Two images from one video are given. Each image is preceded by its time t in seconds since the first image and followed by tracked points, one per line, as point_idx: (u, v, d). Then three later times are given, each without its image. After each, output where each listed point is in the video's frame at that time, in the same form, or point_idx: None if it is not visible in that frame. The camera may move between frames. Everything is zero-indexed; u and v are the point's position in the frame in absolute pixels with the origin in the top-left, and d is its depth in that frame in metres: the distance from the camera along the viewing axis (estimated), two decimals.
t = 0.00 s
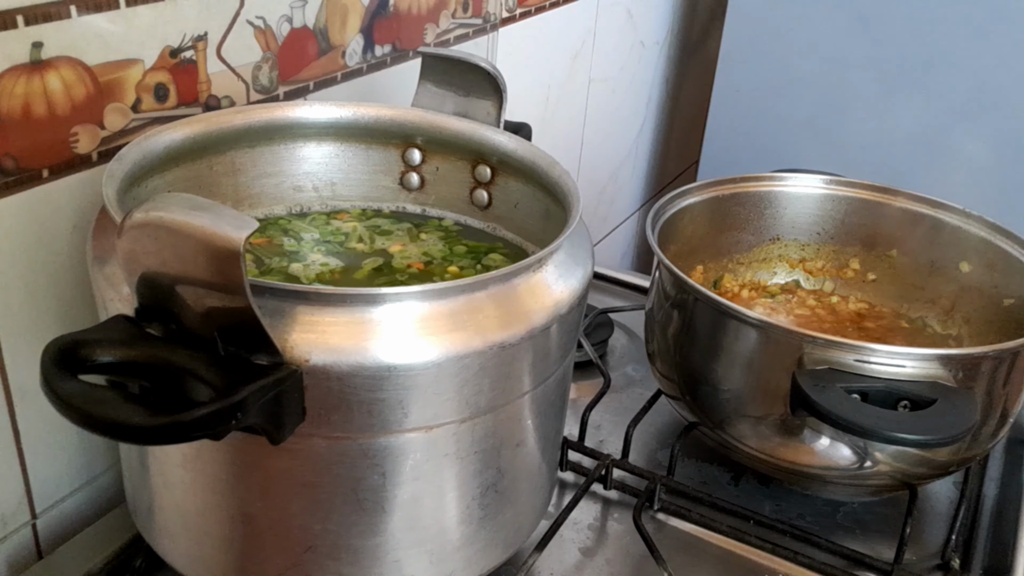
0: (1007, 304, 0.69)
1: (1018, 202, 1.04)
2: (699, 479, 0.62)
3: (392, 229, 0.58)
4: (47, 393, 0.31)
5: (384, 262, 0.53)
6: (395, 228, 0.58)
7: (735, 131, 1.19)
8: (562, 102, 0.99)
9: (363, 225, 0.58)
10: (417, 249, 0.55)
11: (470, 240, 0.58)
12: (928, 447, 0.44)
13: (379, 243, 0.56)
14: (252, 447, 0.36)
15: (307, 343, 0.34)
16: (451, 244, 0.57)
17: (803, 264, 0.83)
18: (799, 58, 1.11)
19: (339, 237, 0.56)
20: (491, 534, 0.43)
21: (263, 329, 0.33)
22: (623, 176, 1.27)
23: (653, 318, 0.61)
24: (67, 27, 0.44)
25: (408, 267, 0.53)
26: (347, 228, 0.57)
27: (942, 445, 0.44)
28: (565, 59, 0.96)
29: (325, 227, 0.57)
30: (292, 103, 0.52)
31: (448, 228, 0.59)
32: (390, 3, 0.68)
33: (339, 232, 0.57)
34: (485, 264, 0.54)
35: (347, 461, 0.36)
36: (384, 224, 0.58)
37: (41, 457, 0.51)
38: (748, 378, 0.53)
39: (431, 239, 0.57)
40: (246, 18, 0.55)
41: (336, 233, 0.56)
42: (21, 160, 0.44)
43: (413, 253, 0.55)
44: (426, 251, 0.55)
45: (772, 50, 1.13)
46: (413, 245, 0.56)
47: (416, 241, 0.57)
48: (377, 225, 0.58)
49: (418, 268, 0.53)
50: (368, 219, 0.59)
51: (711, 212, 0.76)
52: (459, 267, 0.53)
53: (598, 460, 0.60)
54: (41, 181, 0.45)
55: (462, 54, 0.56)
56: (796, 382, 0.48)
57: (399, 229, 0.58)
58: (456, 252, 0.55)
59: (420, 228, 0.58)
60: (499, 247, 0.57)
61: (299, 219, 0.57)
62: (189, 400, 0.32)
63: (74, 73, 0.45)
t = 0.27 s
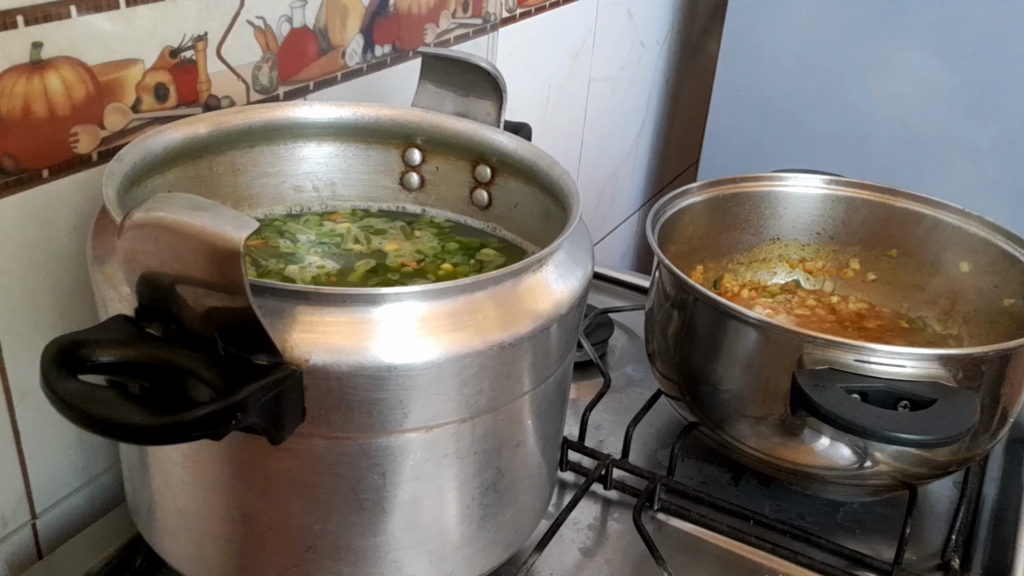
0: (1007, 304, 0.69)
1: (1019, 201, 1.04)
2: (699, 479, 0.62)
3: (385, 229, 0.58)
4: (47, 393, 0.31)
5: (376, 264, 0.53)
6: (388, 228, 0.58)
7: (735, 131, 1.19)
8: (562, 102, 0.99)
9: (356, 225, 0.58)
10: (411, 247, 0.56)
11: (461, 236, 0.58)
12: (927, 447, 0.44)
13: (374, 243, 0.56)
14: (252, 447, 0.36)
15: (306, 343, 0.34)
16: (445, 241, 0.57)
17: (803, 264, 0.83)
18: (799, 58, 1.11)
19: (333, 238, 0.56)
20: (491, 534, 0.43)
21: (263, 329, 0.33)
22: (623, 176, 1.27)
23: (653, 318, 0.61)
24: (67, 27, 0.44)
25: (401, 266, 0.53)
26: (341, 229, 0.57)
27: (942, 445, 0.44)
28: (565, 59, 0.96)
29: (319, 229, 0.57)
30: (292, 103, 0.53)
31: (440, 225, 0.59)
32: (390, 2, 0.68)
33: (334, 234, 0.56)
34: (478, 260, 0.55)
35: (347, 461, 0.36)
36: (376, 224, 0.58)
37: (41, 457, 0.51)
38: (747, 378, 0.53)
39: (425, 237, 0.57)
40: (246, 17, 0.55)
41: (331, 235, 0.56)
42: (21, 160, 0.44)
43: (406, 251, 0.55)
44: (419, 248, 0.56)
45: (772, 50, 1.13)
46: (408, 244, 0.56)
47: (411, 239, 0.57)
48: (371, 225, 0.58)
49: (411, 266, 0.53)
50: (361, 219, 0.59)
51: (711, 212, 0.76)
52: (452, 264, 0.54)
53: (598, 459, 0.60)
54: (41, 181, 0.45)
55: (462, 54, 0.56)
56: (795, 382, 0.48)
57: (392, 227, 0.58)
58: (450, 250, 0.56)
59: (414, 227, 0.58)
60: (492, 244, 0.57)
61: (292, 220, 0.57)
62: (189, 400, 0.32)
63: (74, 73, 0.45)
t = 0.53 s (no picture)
0: (1007, 304, 0.69)
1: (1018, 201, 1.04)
2: (699, 479, 0.62)
3: (379, 228, 0.58)
4: (47, 393, 0.31)
5: (370, 264, 0.53)
6: (383, 227, 0.58)
7: (735, 131, 1.19)
8: (562, 102, 0.99)
9: (349, 225, 0.58)
10: (405, 245, 0.56)
11: (454, 233, 0.59)
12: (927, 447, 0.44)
13: (369, 242, 0.56)
14: (252, 448, 0.36)
15: (306, 343, 0.34)
16: (438, 239, 0.57)
17: (803, 264, 0.83)
18: (799, 58, 1.11)
19: (329, 238, 0.56)
20: (491, 534, 0.43)
21: (263, 329, 0.33)
22: (623, 176, 1.27)
23: (654, 318, 0.61)
24: (67, 27, 0.44)
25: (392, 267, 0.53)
26: (335, 230, 0.57)
27: (942, 445, 0.44)
28: (565, 59, 0.96)
29: (313, 229, 0.57)
30: (292, 103, 0.52)
31: (434, 223, 0.60)
32: (390, 2, 0.68)
33: (330, 235, 0.56)
34: (471, 255, 0.55)
35: (347, 460, 0.36)
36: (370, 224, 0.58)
37: (41, 457, 0.51)
38: (747, 378, 0.53)
39: (418, 235, 0.58)
40: (246, 18, 0.55)
41: (327, 236, 0.56)
42: (21, 160, 0.44)
43: (399, 251, 0.56)
44: (413, 246, 0.56)
45: (772, 50, 1.13)
46: (402, 245, 0.56)
47: (405, 237, 0.57)
48: (365, 225, 0.58)
49: (402, 265, 0.53)
50: (354, 219, 0.59)
51: (711, 213, 0.76)
52: (445, 262, 0.54)
53: (598, 460, 0.60)
54: (41, 181, 0.45)
55: (462, 54, 0.56)
56: (795, 382, 0.48)
57: (386, 226, 0.58)
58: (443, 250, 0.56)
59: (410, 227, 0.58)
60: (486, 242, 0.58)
61: (287, 222, 0.57)
62: (189, 400, 0.32)
63: (74, 73, 0.45)
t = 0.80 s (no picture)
0: (1007, 304, 0.69)
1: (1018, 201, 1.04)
2: (699, 479, 0.62)
3: (374, 228, 0.58)
4: (46, 393, 0.31)
5: (362, 266, 0.53)
6: (378, 227, 0.58)
7: (735, 131, 1.19)
8: (562, 102, 0.99)
9: (342, 227, 0.57)
10: (400, 243, 0.56)
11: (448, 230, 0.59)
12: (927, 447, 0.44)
13: (365, 242, 0.56)
14: (252, 447, 0.36)
15: (307, 343, 0.34)
16: (432, 236, 0.58)
17: (803, 264, 0.83)
18: (799, 58, 1.11)
19: (324, 239, 0.55)
20: (491, 534, 0.43)
21: (263, 329, 0.33)
22: (623, 176, 1.27)
23: (653, 318, 0.61)
24: (67, 27, 0.44)
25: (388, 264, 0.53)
26: (330, 231, 0.57)
27: (942, 445, 0.44)
28: (565, 59, 0.96)
29: (308, 231, 0.56)
30: (292, 103, 0.53)
31: (428, 221, 0.60)
32: (390, 2, 0.68)
33: (325, 236, 0.56)
34: (464, 251, 0.56)
35: (348, 460, 0.36)
36: (363, 224, 0.58)
37: (41, 457, 0.51)
38: (748, 378, 0.53)
39: (412, 232, 0.58)
40: (246, 18, 0.55)
41: (322, 237, 0.56)
42: (21, 160, 0.44)
43: (394, 250, 0.55)
44: (407, 244, 0.56)
45: (772, 50, 1.13)
46: (399, 244, 0.56)
47: (400, 235, 0.57)
48: (358, 225, 0.58)
49: (394, 262, 0.53)
50: (346, 219, 0.59)
51: (711, 212, 0.76)
52: (439, 259, 0.54)
53: (598, 460, 0.60)
54: (41, 181, 0.45)
55: (463, 54, 0.56)
56: (796, 382, 0.48)
57: (379, 225, 0.58)
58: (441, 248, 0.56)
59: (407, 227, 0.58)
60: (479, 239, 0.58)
61: (281, 223, 0.57)
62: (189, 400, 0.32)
63: (74, 73, 0.45)
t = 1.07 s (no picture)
0: (1007, 304, 0.68)
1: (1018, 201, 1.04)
2: (699, 479, 0.62)
3: (370, 228, 0.58)
4: (46, 393, 0.31)
5: (357, 267, 0.53)
6: (374, 227, 0.58)
7: (735, 131, 1.19)
8: (562, 102, 0.99)
9: (337, 228, 0.57)
10: (395, 242, 0.56)
11: (442, 228, 0.59)
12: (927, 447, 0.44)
13: (362, 242, 0.56)
14: (252, 447, 0.36)
15: (307, 343, 0.34)
16: (427, 235, 0.58)
17: (803, 264, 0.83)
18: (799, 58, 1.11)
19: (321, 240, 0.55)
20: (491, 534, 0.43)
21: (263, 329, 0.33)
22: (623, 176, 1.27)
23: (654, 318, 0.61)
24: (67, 27, 0.44)
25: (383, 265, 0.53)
26: (326, 231, 0.56)
27: (942, 445, 0.44)
28: (565, 59, 0.96)
29: (304, 233, 0.56)
30: (292, 103, 0.53)
31: (423, 220, 0.60)
32: (390, 2, 0.68)
33: (321, 238, 0.56)
34: (458, 248, 0.56)
35: (348, 460, 0.36)
36: (359, 224, 0.58)
37: (41, 457, 0.51)
38: (748, 378, 0.53)
39: (407, 231, 0.58)
40: (246, 17, 0.55)
41: (319, 239, 0.56)
42: (21, 160, 0.44)
43: (390, 250, 0.55)
44: (403, 242, 0.56)
45: (772, 50, 1.13)
46: (396, 244, 0.56)
47: (395, 234, 0.57)
48: (354, 225, 0.58)
49: (387, 262, 0.54)
50: (340, 220, 0.58)
51: (711, 212, 0.76)
52: (432, 258, 0.55)
53: (598, 459, 0.60)
54: (41, 181, 0.45)
55: (462, 54, 0.56)
56: (796, 382, 0.48)
57: (374, 224, 0.58)
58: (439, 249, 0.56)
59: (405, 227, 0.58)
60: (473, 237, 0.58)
61: (280, 223, 0.56)
62: (189, 400, 0.32)
63: (74, 73, 0.45)
